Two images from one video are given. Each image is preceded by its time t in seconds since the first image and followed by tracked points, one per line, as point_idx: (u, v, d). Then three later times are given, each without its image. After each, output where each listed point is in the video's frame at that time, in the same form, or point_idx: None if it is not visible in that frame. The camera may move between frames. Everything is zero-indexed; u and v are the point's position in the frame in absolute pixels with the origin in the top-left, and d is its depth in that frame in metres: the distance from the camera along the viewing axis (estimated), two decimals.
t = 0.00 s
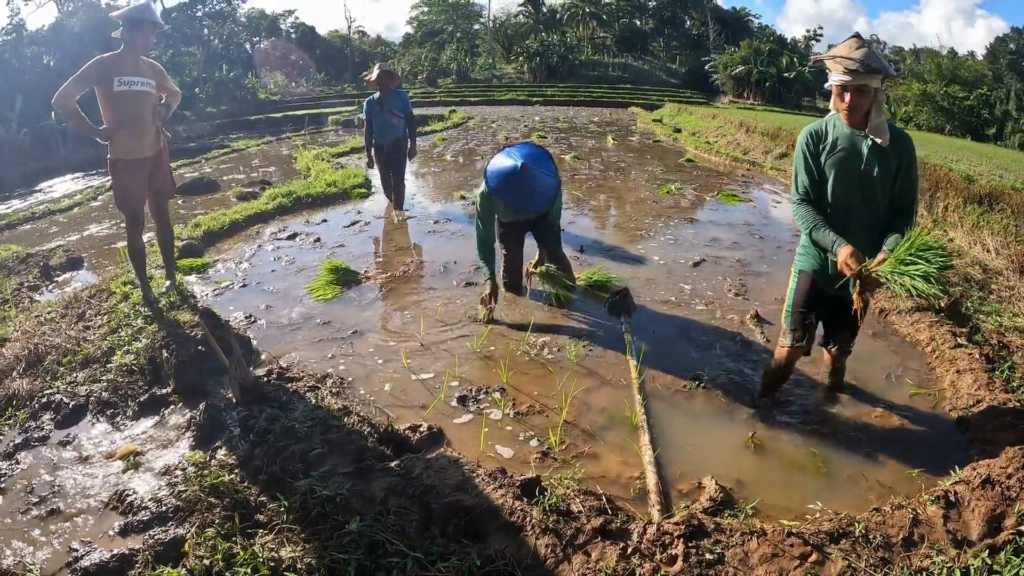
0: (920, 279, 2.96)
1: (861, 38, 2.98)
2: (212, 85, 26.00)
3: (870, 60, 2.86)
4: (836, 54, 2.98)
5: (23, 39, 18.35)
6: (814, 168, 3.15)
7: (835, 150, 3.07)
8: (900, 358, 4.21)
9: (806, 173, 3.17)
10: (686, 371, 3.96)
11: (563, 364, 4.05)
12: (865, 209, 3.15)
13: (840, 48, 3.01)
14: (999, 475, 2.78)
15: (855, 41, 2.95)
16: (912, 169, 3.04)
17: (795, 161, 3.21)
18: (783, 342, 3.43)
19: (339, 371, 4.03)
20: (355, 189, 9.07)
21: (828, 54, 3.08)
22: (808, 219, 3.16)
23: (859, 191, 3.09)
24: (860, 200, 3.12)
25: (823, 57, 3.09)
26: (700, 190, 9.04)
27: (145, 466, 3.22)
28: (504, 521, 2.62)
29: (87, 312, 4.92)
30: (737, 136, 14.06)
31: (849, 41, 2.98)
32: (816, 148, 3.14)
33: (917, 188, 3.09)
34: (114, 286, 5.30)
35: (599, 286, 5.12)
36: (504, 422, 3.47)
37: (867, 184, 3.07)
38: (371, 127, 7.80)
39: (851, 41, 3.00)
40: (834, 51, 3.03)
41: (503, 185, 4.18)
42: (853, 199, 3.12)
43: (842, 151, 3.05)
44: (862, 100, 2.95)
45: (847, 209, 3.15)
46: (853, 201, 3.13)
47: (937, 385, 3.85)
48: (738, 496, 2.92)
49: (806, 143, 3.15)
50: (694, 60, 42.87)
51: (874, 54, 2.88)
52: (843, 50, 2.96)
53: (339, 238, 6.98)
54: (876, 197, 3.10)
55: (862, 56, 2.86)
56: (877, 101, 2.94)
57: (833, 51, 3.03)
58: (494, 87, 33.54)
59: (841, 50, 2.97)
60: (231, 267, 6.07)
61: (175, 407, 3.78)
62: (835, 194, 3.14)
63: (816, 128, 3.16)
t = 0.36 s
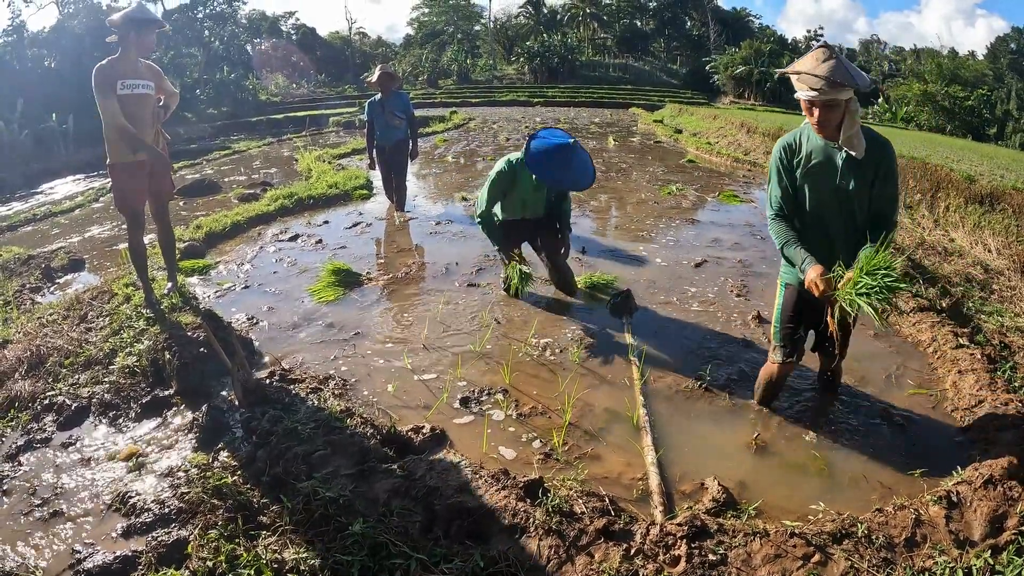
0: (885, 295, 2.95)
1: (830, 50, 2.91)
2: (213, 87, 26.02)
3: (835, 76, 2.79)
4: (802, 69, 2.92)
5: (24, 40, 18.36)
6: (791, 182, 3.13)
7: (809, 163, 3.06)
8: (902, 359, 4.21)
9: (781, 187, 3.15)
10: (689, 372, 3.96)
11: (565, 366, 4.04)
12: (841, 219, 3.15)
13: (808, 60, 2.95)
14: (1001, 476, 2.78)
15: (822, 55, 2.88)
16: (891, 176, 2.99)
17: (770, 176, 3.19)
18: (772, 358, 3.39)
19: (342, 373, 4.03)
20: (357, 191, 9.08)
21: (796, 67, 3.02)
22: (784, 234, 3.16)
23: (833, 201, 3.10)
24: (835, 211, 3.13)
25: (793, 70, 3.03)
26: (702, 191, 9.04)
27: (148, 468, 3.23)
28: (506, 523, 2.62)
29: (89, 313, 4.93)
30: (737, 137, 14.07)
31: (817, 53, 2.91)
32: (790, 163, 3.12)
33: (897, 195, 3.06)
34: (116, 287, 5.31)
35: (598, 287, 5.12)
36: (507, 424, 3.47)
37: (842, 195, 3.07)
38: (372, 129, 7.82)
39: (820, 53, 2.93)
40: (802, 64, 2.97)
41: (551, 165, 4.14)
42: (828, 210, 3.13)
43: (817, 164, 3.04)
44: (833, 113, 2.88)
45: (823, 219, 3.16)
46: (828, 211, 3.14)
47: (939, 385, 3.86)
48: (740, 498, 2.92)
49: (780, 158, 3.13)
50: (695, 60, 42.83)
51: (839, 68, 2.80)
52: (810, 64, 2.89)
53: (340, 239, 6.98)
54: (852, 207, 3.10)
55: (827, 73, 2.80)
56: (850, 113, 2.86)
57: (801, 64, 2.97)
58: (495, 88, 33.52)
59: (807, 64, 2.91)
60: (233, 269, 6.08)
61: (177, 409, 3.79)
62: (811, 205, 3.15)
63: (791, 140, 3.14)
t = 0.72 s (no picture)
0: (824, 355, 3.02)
1: (807, 88, 2.71)
2: (213, 88, 26.03)
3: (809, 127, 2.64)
4: (776, 112, 2.75)
5: (24, 41, 18.37)
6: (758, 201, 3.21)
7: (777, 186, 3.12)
8: (904, 359, 4.20)
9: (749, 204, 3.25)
10: (691, 372, 3.95)
11: (567, 366, 4.03)
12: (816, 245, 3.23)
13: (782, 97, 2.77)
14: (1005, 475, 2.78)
15: (798, 96, 2.69)
16: (868, 207, 2.98)
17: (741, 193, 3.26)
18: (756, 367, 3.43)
19: (343, 373, 4.03)
20: (357, 192, 9.08)
21: (770, 101, 2.84)
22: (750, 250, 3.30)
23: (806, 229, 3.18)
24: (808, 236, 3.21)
25: (766, 104, 2.86)
26: (703, 192, 9.04)
27: (149, 468, 3.22)
28: (509, 523, 2.61)
29: (90, 314, 4.92)
30: (738, 138, 14.06)
31: (792, 92, 2.73)
32: (760, 185, 3.16)
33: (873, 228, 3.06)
34: (117, 288, 5.31)
35: (599, 288, 5.05)
36: (509, 424, 3.46)
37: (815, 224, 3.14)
38: (373, 130, 7.82)
39: (795, 89, 2.75)
40: (776, 101, 2.79)
41: (581, 171, 4.17)
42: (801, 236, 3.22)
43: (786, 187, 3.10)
44: (807, 165, 2.74)
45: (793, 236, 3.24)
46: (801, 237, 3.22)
47: (942, 385, 3.85)
48: (743, 498, 2.91)
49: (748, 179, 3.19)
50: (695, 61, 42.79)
51: (817, 116, 2.63)
52: (784, 107, 2.72)
53: (342, 240, 6.98)
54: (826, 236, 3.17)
55: (802, 123, 2.64)
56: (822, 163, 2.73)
57: (774, 101, 2.80)
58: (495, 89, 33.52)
59: (781, 106, 2.73)
60: (234, 270, 6.07)
61: (178, 409, 3.78)
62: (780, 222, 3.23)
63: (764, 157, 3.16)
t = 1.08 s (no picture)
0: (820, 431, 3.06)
1: (807, 200, 2.56)
2: (214, 90, 26.05)
3: (805, 248, 2.55)
4: (774, 223, 2.62)
5: (25, 43, 18.39)
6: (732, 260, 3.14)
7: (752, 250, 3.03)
8: (903, 359, 4.20)
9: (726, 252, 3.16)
10: (690, 373, 3.95)
11: (566, 367, 4.04)
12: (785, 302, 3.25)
13: (782, 205, 2.63)
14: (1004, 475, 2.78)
15: (798, 212, 2.55)
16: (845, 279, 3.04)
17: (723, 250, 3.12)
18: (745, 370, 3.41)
19: (343, 374, 4.03)
20: (357, 193, 9.08)
21: (769, 204, 2.69)
22: (724, 313, 3.23)
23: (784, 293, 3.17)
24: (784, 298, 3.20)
25: (764, 204, 2.72)
26: (703, 192, 9.04)
27: (149, 469, 3.22)
28: (508, 523, 2.61)
29: (90, 315, 4.93)
30: (738, 138, 14.06)
31: (793, 204, 2.58)
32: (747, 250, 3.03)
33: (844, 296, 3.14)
34: (117, 289, 5.31)
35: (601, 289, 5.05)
36: (508, 425, 3.46)
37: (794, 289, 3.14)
38: (373, 131, 7.83)
39: (796, 198, 2.59)
40: (776, 207, 2.65)
41: (591, 171, 4.19)
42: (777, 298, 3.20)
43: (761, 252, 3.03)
44: (798, 278, 2.67)
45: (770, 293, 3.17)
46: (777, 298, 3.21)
47: (942, 386, 3.85)
48: (743, 498, 2.91)
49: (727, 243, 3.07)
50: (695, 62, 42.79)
51: (814, 238, 2.53)
52: (783, 221, 2.59)
53: (341, 241, 6.98)
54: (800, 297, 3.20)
55: (797, 243, 2.55)
56: (812, 276, 2.65)
57: (773, 208, 2.66)
58: (495, 90, 33.51)
59: (779, 218, 2.60)
60: (234, 271, 6.08)
61: (178, 410, 3.79)
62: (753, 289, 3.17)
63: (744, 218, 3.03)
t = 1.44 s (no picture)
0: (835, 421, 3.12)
1: (803, 253, 2.32)
2: (213, 91, 26.09)
3: (801, 304, 2.31)
4: (768, 277, 2.39)
5: (24, 44, 18.38)
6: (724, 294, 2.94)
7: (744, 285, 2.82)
8: (902, 359, 4.21)
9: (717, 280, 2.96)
10: (689, 373, 3.95)
11: (565, 368, 4.04)
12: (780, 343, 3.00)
13: (775, 257, 2.39)
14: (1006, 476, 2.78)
15: (791, 267, 2.31)
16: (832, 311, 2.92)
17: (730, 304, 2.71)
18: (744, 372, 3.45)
19: (342, 375, 4.04)
20: (357, 194, 9.09)
21: (762, 257, 2.45)
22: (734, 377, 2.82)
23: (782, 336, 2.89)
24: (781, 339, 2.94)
25: (757, 255, 2.48)
26: (702, 193, 9.05)
27: (149, 470, 3.22)
28: (507, 524, 2.62)
29: (89, 317, 4.93)
30: (737, 139, 14.08)
31: (788, 257, 2.34)
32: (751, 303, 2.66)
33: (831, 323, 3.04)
34: (117, 291, 5.32)
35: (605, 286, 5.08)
36: (507, 426, 3.47)
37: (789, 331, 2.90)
38: (372, 133, 7.84)
39: (791, 250, 2.36)
40: (769, 260, 2.41)
41: (609, 163, 4.17)
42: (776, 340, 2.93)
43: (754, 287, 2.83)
44: (791, 334, 2.41)
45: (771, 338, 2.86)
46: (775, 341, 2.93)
47: (941, 386, 3.85)
48: (743, 498, 2.91)
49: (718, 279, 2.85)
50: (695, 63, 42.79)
51: (810, 292, 2.29)
52: (777, 274, 2.34)
53: (341, 243, 6.98)
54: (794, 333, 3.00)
55: (792, 297, 2.31)
56: (806, 330, 2.40)
57: (766, 260, 2.42)
58: (494, 91, 33.55)
59: (773, 271, 2.36)
60: (233, 272, 6.08)
61: (177, 412, 3.79)
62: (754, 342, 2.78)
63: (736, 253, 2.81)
